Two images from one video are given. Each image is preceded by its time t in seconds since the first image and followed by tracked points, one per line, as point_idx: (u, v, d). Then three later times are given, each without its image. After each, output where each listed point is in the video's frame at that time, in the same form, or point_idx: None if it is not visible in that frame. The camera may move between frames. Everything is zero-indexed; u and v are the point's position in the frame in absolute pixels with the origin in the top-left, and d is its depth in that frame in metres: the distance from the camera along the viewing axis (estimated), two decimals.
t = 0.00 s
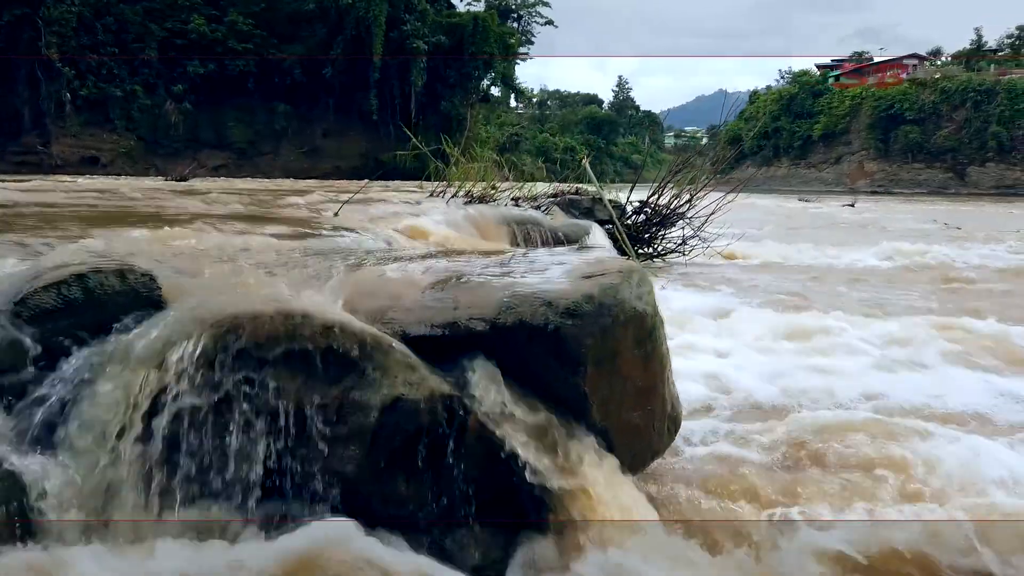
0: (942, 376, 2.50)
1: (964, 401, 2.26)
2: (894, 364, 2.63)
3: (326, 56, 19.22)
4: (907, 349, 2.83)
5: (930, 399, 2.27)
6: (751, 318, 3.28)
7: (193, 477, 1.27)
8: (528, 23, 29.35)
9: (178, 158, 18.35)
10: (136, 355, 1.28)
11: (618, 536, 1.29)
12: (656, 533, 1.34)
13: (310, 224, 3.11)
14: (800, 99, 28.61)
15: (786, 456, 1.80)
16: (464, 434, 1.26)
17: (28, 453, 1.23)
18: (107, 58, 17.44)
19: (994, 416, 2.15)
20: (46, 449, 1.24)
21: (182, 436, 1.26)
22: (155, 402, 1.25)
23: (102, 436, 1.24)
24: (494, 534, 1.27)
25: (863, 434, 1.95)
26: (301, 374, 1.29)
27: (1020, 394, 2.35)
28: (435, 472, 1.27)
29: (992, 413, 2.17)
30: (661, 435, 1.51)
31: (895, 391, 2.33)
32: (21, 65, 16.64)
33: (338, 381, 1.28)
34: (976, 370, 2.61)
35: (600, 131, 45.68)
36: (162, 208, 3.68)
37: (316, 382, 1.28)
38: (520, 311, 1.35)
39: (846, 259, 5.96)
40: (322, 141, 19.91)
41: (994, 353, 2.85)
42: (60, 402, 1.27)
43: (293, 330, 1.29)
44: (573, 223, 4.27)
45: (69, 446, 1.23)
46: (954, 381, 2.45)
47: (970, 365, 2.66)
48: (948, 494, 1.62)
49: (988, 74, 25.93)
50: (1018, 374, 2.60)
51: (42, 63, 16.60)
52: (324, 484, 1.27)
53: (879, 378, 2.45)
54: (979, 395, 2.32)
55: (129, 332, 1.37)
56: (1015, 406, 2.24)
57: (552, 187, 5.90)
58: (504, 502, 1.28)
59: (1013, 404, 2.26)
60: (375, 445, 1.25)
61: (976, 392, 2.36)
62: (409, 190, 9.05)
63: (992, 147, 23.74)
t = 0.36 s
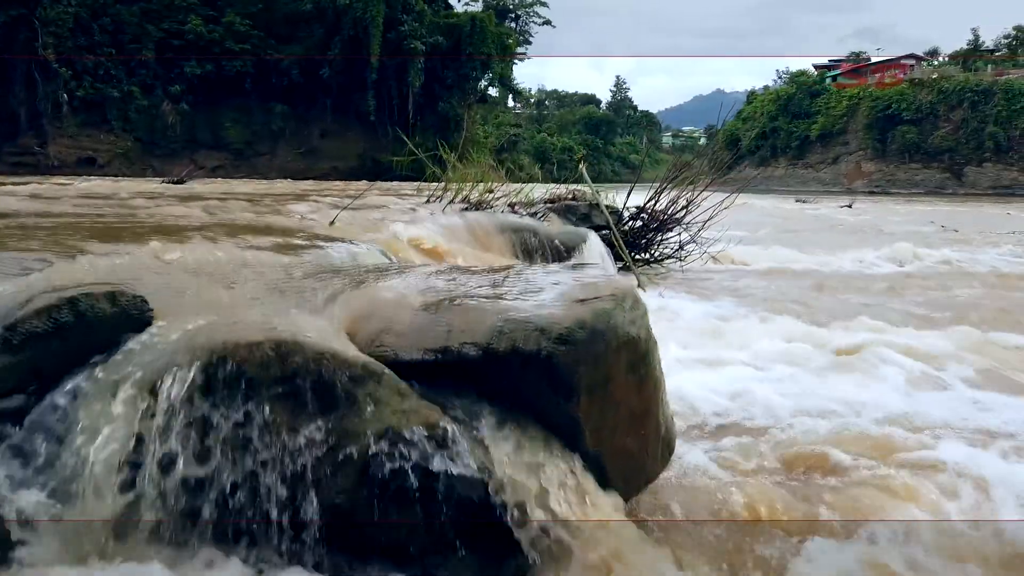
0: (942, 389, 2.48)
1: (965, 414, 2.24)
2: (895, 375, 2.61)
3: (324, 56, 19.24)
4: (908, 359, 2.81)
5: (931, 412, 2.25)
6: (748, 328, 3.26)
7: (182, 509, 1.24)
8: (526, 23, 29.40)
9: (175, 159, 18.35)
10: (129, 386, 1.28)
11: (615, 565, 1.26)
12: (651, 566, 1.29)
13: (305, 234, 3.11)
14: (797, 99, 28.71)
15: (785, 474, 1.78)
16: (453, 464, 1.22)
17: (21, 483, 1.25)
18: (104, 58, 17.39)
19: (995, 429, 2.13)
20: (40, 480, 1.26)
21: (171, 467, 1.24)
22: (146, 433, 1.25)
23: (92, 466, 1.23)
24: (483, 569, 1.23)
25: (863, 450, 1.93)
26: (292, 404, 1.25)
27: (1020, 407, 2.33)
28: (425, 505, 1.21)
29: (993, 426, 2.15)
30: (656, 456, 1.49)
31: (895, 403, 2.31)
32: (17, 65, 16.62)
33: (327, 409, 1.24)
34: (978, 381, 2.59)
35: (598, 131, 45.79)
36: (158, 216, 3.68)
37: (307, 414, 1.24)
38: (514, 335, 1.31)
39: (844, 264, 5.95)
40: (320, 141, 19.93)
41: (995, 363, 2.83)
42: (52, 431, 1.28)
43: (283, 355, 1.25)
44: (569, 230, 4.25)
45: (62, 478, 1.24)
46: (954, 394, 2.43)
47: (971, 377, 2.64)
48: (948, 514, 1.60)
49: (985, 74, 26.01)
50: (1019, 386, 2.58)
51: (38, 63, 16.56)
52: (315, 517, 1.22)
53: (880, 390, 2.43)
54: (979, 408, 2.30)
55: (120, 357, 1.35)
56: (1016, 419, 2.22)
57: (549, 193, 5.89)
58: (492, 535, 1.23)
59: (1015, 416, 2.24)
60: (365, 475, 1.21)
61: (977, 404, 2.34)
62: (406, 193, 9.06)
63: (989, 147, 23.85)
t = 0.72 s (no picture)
0: (938, 403, 2.47)
1: (958, 430, 2.23)
2: (891, 391, 2.60)
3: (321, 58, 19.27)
4: (904, 372, 2.80)
5: (925, 428, 2.24)
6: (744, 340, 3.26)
7: (171, 544, 1.23)
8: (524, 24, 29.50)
9: (172, 161, 18.43)
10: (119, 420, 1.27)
11: None
12: None
13: (300, 245, 3.13)
14: (795, 100, 28.88)
15: (779, 494, 1.78)
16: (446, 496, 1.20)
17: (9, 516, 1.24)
18: (101, 58, 17.40)
19: (988, 445, 2.12)
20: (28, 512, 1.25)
21: (156, 503, 1.23)
22: (136, 468, 1.24)
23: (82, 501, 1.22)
24: None
25: (855, 470, 1.93)
26: (282, 440, 1.24)
27: (1016, 422, 2.32)
28: (417, 542, 1.19)
29: (986, 441, 2.15)
30: (650, 485, 1.48)
31: (889, 419, 2.31)
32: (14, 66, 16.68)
33: (317, 445, 1.23)
34: (976, 396, 2.58)
35: (596, 131, 45.97)
36: (155, 224, 3.72)
37: (297, 449, 1.23)
38: (506, 368, 1.29)
39: (841, 270, 5.96)
40: (318, 143, 20.08)
41: (991, 376, 2.82)
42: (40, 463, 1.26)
43: (273, 391, 1.24)
44: (564, 239, 4.25)
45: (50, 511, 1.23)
46: (951, 409, 2.42)
47: (968, 391, 2.63)
48: (936, 536, 1.60)
49: (983, 75, 25.98)
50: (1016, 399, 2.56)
51: (35, 64, 16.55)
52: (306, 554, 1.20)
53: (874, 406, 2.42)
54: (974, 423, 2.29)
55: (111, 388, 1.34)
56: (1011, 435, 2.22)
57: (546, 199, 5.90)
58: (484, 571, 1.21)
59: (1012, 432, 2.24)
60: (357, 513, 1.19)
61: (971, 419, 2.33)
62: (406, 197, 9.10)
63: (986, 147, 23.80)
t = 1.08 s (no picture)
0: (933, 423, 2.48)
1: (954, 451, 2.24)
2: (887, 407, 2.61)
3: (319, 59, 19.60)
4: (900, 390, 2.81)
5: (918, 447, 2.26)
6: (742, 356, 3.25)
7: None
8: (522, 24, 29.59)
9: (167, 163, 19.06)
10: (108, 454, 1.25)
11: None
12: None
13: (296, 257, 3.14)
14: (792, 100, 28.96)
15: (775, 523, 1.78)
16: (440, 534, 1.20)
17: None
18: (98, 59, 18.01)
19: (981, 466, 2.14)
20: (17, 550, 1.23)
21: (141, 542, 1.21)
22: (125, 504, 1.22)
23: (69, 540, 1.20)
24: None
25: (850, 495, 1.94)
26: (274, 477, 1.23)
27: (1014, 443, 2.33)
28: None
29: (985, 464, 2.15)
30: (646, 515, 1.47)
31: (884, 438, 2.32)
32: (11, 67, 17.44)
33: (310, 481, 1.22)
34: (973, 413, 2.59)
35: (595, 132, 46.09)
36: (152, 235, 3.74)
37: (289, 484, 1.22)
38: (499, 402, 1.28)
39: (839, 277, 5.95)
40: (315, 143, 20.50)
41: (989, 392, 2.83)
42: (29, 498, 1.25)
43: (266, 427, 1.23)
44: (561, 249, 4.26)
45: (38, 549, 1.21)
46: (946, 428, 2.43)
47: (966, 409, 2.64)
48: (944, 571, 1.61)
49: (980, 76, 26.01)
50: (1012, 417, 2.58)
51: (32, 65, 17.29)
52: None
53: (869, 425, 2.44)
54: (966, 442, 2.31)
55: (102, 421, 1.33)
56: (1006, 456, 2.23)
57: (544, 208, 5.90)
58: None
59: (1009, 453, 2.24)
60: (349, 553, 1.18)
61: (963, 438, 2.35)
62: (403, 202, 9.12)
63: (983, 148, 23.89)
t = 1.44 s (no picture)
0: (929, 444, 2.48)
1: (951, 475, 2.25)
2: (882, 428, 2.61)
3: (316, 60, 19.70)
4: (895, 410, 2.81)
5: (912, 471, 2.27)
6: (739, 374, 3.25)
7: None
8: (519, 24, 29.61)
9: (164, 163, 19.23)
10: (96, 497, 1.24)
11: None
12: None
13: (292, 272, 3.13)
14: (789, 100, 29.14)
15: (770, 552, 1.80)
16: None
17: None
18: (96, 61, 18.18)
19: (985, 493, 2.14)
20: None
21: None
22: (115, 550, 1.22)
23: None
24: None
25: (850, 524, 1.94)
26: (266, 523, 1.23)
27: (1010, 465, 2.34)
28: None
29: (991, 492, 2.15)
30: (641, 550, 1.46)
31: (879, 462, 2.33)
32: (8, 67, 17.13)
33: (303, 526, 1.22)
34: (974, 434, 2.59)
35: (592, 131, 45.99)
36: (149, 247, 3.73)
37: (280, 528, 1.22)
38: (494, 443, 1.29)
39: (835, 286, 5.96)
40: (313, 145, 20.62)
41: (990, 413, 2.83)
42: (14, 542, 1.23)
43: (259, 469, 1.22)
44: (556, 260, 4.26)
45: None
46: (941, 450, 2.43)
47: (962, 428, 2.65)
48: None
49: (977, 77, 26.10)
50: (1007, 436, 2.60)
51: (29, 67, 17.15)
52: None
53: (874, 449, 2.43)
54: (960, 464, 2.33)
55: (95, 459, 1.33)
56: (1002, 480, 2.24)
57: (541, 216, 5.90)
58: None
59: (1010, 479, 2.24)
60: None
61: (966, 461, 2.36)
62: (399, 207, 9.11)
63: (980, 149, 24.01)
